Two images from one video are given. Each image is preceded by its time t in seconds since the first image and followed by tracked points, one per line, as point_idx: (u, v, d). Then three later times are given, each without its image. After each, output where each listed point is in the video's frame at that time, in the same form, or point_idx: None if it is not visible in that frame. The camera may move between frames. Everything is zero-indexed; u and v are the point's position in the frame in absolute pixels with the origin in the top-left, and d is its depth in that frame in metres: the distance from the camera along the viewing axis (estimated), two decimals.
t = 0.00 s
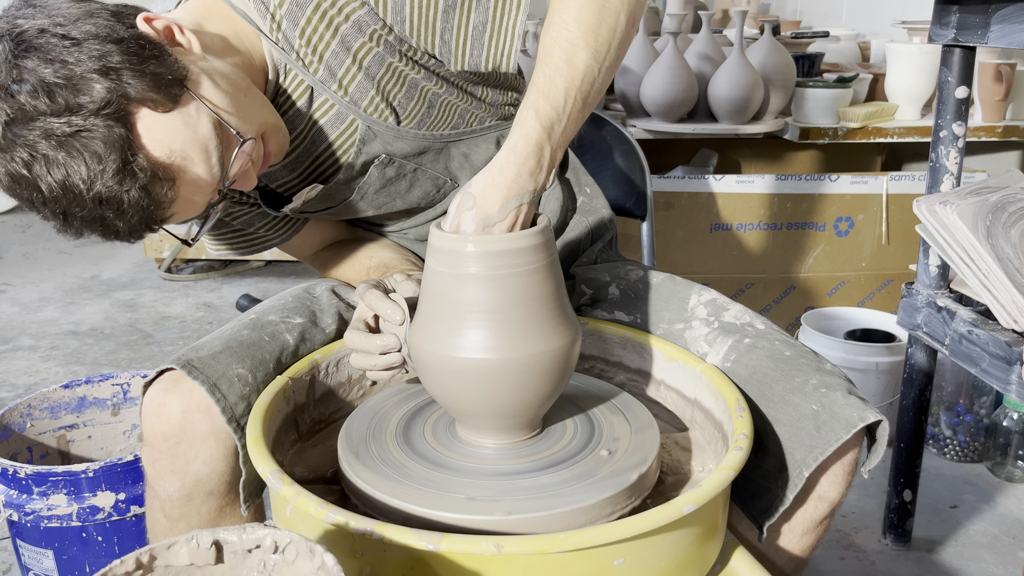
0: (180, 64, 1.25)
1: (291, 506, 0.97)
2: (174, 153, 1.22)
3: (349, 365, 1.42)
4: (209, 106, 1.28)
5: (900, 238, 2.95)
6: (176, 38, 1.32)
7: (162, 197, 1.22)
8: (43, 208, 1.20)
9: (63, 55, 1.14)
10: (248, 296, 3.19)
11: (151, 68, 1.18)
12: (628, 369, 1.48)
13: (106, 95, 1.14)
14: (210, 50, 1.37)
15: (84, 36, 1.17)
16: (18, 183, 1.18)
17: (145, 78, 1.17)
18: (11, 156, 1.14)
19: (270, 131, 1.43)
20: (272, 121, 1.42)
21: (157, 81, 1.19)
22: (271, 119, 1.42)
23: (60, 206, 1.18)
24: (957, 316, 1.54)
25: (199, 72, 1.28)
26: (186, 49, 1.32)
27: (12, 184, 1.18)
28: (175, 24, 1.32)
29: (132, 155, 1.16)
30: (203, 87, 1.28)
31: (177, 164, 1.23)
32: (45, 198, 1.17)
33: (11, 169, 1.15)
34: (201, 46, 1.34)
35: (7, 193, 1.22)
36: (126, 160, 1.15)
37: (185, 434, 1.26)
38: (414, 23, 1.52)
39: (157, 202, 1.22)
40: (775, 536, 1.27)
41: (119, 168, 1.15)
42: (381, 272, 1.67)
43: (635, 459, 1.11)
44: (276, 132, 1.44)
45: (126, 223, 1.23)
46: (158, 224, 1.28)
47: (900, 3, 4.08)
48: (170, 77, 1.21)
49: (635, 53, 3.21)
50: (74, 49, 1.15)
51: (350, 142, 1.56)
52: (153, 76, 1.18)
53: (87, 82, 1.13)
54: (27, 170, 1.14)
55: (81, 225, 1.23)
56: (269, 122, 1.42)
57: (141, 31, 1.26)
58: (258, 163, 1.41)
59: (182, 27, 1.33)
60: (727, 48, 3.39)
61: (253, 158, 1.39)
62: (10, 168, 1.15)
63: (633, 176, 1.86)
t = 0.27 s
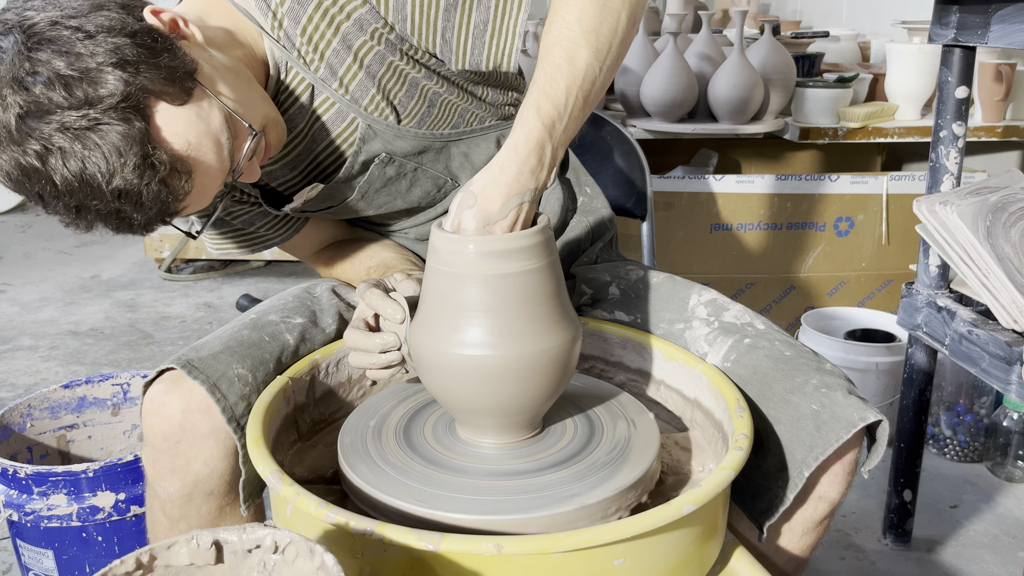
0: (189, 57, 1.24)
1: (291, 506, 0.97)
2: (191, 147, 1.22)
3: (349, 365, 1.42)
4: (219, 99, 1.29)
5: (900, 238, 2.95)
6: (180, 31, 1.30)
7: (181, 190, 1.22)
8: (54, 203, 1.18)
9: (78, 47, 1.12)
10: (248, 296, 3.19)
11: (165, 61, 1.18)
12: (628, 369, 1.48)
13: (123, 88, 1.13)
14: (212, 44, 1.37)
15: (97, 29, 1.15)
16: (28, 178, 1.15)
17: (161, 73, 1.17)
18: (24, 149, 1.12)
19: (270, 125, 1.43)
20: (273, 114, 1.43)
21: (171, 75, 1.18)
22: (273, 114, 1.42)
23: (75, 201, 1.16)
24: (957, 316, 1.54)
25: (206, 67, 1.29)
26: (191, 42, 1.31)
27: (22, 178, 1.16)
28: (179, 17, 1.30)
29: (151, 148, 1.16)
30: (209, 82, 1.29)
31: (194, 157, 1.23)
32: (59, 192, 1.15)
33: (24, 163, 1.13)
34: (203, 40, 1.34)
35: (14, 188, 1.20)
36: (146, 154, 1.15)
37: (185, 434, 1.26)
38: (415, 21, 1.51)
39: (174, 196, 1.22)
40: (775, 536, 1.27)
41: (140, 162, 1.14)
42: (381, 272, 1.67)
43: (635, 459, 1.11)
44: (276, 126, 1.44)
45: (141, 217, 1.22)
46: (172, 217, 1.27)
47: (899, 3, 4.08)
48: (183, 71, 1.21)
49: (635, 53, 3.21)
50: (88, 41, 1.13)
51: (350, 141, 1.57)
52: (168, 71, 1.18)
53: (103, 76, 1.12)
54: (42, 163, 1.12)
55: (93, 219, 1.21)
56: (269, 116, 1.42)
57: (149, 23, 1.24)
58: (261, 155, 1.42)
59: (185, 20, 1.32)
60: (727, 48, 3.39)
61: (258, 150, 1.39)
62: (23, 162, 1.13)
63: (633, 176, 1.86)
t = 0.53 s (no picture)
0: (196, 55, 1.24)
1: (291, 506, 0.97)
2: (199, 143, 1.22)
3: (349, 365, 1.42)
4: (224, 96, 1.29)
5: (900, 238, 2.95)
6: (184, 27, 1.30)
7: (189, 186, 1.22)
8: (61, 200, 1.17)
9: (87, 43, 1.12)
10: (248, 296, 3.19)
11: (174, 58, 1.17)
12: (628, 369, 1.48)
13: (134, 83, 1.12)
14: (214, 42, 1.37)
15: (106, 25, 1.15)
16: (34, 173, 1.14)
17: (171, 69, 1.17)
18: (32, 144, 1.11)
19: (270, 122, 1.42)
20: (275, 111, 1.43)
21: (180, 73, 1.18)
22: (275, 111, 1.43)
23: (83, 197, 1.15)
24: (957, 316, 1.54)
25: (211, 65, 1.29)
26: (195, 38, 1.31)
27: (28, 174, 1.14)
28: (184, 14, 1.29)
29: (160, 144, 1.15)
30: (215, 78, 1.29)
31: (202, 153, 1.23)
32: (66, 188, 1.14)
33: (31, 158, 1.12)
34: (205, 37, 1.33)
35: (18, 184, 1.18)
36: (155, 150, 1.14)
37: (185, 433, 1.26)
38: (415, 20, 1.51)
39: (182, 192, 1.22)
40: (775, 536, 1.27)
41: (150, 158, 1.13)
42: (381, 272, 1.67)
43: (635, 459, 1.11)
44: (276, 124, 1.44)
45: (149, 214, 1.21)
46: (178, 214, 1.27)
47: (899, 3, 4.08)
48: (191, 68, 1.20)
49: (635, 53, 3.21)
50: (98, 37, 1.13)
51: (350, 140, 1.57)
52: (178, 67, 1.18)
53: (114, 71, 1.11)
54: (49, 159, 1.11)
55: (99, 216, 1.20)
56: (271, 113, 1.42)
57: (156, 19, 1.23)
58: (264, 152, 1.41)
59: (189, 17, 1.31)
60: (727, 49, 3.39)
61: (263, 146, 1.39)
62: (30, 157, 1.12)
63: (632, 176, 1.86)
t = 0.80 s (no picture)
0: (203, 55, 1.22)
1: (291, 505, 0.97)
2: (211, 143, 1.22)
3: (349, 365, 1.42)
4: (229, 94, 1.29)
5: (900, 238, 2.95)
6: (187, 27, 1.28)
7: (201, 185, 1.21)
8: (73, 201, 1.14)
9: (98, 44, 1.08)
10: (248, 296, 3.20)
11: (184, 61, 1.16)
12: (628, 369, 1.48)
13: (148, 86, 1.10)
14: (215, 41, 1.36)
15: (116, 25, 1.11)
16: (43, 175, 1.11)
17: (184, 71, 1.16)
18: (43, 146, 1.08)
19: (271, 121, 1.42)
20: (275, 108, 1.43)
21: (190, 75, 1.16)
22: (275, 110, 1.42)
23: (96, 198, 1.13)
24: (957, 316, 1.54)
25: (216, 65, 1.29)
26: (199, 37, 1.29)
27: (38, 175, 1.11)
28: (188, 14, 1.27)
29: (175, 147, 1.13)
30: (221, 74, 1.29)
31: (213, 152, 1.22)
32: (79, 190, 1.12)
33: (43, 159, 1.09)
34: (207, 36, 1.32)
35: (24, 185, 1.15)
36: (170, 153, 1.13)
37: (185, 433, 1.26)
38: (415, 20, 1.51)
39: (194, 193, 1.21)
40: (775, 536, 1.27)
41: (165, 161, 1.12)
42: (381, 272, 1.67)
43: (636, 459, 1.11)
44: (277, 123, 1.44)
45: (162, 214, 1.20)
46: (189, 214, 1.26)
47: (899, 3, 4.09)
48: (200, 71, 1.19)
49: (635, 53, 3.21)
50: (108, 37, 1.09)
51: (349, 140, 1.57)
52: (190, 68, 1.17)
53: (129, 73, 1.08)
54: (61, 161, 1.08)
55: (110, 217, 1.18)
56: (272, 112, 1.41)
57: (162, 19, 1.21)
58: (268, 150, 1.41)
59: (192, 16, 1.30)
60: (727, 48, 3.39)
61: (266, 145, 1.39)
62: (42, 159, 1.09)
63: (633, 176, 1.86)
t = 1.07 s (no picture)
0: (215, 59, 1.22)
1: (291, 505, 0.97)
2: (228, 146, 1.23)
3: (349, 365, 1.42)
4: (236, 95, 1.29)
5: (900, 238, 2.95)
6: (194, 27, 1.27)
7: (221, 189, 1.22)
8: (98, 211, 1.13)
9: (120, 55, 1.07)
10: (248, 296, 3.20)
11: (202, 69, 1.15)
12: (628, 369, 1.48)
13: (174, 97, 1.09)
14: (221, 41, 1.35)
15: (136, 34, 1.10)
16: (66, 186, 1.09)
17: (205, 78, 1.15)
18: (69, 159, 1.06)
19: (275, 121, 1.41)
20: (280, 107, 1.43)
21: (209, 82, 1.16)
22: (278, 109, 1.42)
23: (123, 208, 1.12)
24: (957, 316, 1.54)
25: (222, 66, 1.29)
26: (206, 37, 1.29)
27: (60, 185, 1.09)
28: (195, 14, 1.27)
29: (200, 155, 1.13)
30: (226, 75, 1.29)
31: (231, 155, 1.23)
32: (105, 199, 1.11)
33: (70, 172, 1.07)
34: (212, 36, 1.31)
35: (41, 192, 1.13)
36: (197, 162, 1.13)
37: (185, 434, 1.26)
38: (416, 19, 1.52)
39: (214, 198, 1.21)
40: (775, 536, 1.27)
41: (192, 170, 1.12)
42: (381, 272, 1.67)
43: (636, 459, 1.11)
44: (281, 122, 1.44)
45: (184, 219, 1.20)
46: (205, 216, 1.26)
47: (899, 3, 4.09)
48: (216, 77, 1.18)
49: (635, 53, 3.21)
50: (130, 48, 1.08)
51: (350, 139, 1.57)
52: (210, 75, 1.17)
53: (158, 85, 1.07)
54: (89, 173, 1.07)
55: (131, 222, 1.18)
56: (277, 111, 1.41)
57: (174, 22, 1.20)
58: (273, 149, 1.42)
59: (199, 16, 1.29)
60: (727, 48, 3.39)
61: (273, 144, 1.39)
62: (69, 171, 1.07)
63: (633, 176, 1.86)
